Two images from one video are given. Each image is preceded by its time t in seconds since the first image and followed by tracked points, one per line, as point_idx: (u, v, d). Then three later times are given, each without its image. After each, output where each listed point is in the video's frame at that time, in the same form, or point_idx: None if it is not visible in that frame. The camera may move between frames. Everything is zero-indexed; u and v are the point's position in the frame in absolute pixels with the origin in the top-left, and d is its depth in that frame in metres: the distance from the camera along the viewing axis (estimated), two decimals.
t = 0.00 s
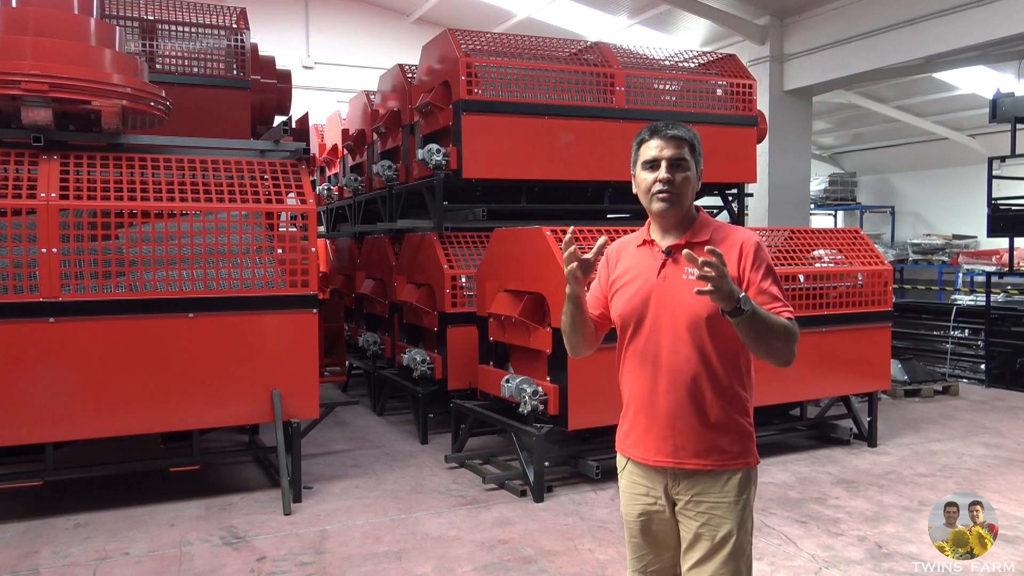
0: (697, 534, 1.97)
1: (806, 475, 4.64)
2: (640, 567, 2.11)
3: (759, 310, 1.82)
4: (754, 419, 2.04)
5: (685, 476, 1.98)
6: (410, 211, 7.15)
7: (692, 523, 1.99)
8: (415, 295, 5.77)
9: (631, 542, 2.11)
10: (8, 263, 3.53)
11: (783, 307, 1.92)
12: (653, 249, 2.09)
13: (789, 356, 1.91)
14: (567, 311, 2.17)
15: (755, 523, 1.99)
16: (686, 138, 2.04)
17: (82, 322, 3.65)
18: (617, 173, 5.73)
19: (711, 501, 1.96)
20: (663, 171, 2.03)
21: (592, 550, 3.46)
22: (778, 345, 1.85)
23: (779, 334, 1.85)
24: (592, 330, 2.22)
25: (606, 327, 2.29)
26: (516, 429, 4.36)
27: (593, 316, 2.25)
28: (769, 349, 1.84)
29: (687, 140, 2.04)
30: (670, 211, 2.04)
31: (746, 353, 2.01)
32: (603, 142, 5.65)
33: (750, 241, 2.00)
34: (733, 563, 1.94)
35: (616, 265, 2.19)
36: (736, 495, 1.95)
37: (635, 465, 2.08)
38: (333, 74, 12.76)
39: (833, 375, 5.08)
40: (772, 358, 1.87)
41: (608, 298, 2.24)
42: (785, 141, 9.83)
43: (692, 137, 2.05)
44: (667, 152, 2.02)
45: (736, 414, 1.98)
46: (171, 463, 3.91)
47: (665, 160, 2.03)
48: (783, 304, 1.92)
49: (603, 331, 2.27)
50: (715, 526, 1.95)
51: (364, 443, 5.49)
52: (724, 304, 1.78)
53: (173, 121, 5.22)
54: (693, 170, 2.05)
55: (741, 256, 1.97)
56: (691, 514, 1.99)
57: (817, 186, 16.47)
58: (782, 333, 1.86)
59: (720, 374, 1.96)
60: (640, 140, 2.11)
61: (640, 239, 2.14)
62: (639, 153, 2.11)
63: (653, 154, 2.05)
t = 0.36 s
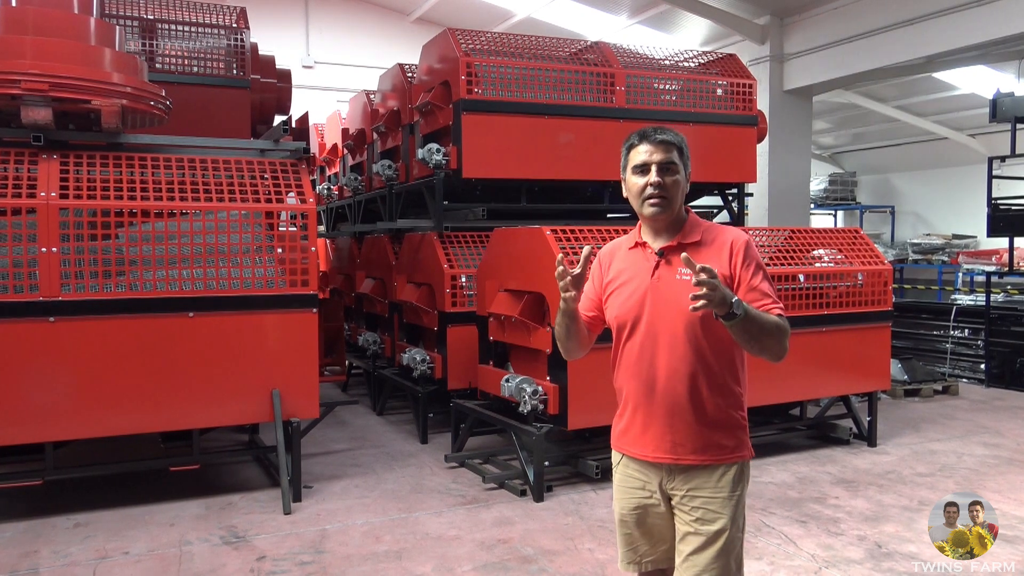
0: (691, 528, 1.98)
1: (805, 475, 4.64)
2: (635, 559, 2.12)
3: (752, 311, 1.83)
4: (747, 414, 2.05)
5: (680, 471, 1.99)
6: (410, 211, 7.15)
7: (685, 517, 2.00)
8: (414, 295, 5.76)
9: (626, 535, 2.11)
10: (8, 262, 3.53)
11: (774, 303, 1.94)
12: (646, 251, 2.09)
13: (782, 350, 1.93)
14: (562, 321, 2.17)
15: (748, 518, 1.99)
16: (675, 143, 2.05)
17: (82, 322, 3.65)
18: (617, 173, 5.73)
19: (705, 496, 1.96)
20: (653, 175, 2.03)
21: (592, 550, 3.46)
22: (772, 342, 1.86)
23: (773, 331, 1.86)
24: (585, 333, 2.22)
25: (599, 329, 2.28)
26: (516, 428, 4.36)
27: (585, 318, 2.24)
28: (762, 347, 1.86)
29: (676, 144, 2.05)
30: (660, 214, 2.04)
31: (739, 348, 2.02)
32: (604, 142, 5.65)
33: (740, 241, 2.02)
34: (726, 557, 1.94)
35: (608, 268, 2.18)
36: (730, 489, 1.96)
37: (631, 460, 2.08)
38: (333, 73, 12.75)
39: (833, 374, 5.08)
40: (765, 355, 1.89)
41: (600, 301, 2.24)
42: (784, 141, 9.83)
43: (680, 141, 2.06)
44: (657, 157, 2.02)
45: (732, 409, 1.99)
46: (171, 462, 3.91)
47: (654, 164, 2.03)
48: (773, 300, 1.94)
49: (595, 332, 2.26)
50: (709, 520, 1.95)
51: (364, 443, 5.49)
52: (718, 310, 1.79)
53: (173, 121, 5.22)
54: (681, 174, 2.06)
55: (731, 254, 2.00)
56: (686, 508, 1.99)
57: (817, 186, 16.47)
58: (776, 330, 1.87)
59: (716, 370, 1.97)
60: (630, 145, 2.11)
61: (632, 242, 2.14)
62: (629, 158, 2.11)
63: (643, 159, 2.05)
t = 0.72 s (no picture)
0: (692, 525, 1.98)
1: (806, 475, 4.64)
2: (636, 558, 2.12)
3: (751, 301, 1.83)
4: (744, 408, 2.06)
5: (681, 468, 1.99)
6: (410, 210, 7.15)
7: (686, 514, 2.00)
8: (415, 294, 5.76)
9: (626, 534, 2.11)
10: (10, 262, 3.53)
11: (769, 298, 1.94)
12: (640, 250, 2.09)
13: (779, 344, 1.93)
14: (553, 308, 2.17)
15: (749, 513, 2.00)
16: (669, 143, 2.05)
17: (83, 321, 3.65)
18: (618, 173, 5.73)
19: (706, 493, 1.97)
20: (647, 174, 2.03)
21: (593, 550, 3.46)
22: (770, 333, 1.87)
23: (771, 322, 1.87)
24: (572, 328, 2.23)
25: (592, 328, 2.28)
26: (517, 428, 4.36)
27: (575, 314, 2.24)
28: (761, 337, 1.86)
29: (670, 145, 2.05)
30: (654, 212, 2.04)
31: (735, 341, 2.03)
32: (605, 142, 5.65)
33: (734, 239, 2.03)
34: (728, 553, 1.95)
35: (603, 268, 2.18)
36: (731, 485, 1.96)
37: (630, 459, 2.08)
38: (334, 73, 12.75)
39: (834, 375, 5.08)
40: (763, 347, 1.89)
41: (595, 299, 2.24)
42: (785, 141, 9.83)
43: (674, 142, 2.07)
44: (651, 157, 2.03)
45: (730, 404, 2.00)
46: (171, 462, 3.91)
47: (648, 163, 2.03)
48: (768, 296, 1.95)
49: (582, 329, 2.28)
50: (711, 517, 1.96)
51: (364, 442, 5.49)
52: (718, 297, 1.79)
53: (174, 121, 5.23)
54: (675, 174, 2.06)
55: (725, 251, 2.00)
56: (686, 506, 1.99)
57: (818, 186, 16.46)
58: (774, 322, 1.88)
59: (714, 365, 1.98)
60: (625, 145, 2.11)
61: (626, 242, 2.14)
62: (623, 158, 2.11)
63: (637, 158, 2.05)
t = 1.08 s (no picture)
0: (688, 525, 1.98)
1: (807, 475, 4.64)
2: (633, 557, 2.12)
3: (753, 300, 1.83)
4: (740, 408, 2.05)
5: (676, 467, 1.99)
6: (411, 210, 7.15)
7: (682, 514, 2.00)
8: (416, 294, 5.76)
9: (623, 533, 2.11)
10: (11, 262, 3.53)
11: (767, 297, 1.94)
12: (638, 250, 2.10)
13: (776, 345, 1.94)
14: (542, 306, 2.15)
15: (744, 514, 2.00)
16: (669, 144, 2.05)
17: (83, 321, 3.66)
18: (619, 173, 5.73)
19: (701, 492, 1.96)
20: (646, 175, 2.03)
21: (593, 550, 3.46)
22: (768, 333, 1.87)
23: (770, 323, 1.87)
24: (570, 327, 2.22)
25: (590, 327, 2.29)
26: (517, 428, 4.36)
27: (573, 313, 2.25)
28: (758, 337, 1.87)
29: (670, 146, 2.05)
30: (652, 214, 2.05)
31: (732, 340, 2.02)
32: (605, 143, 5.65)
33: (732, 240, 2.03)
34: (723, 553, 1.94)
35: (600, 267, 2.18)
36: (726, 485, 1.96)
37: (626, 458, 2.08)
38: (334, 73, 12.76)
39: (835, 375, 5.08)
40: (760, 346, 1.90)
41: (594, 298, 2.24)
42: (786, 141, 9.82)
43: (674, 143, 2.06)
44: (651, 158, 2.03)
45: (725, 403, 1.99)
46: (172, 462, 3.91)
47: (647, 164, 2.04)
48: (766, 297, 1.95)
49: (582, 328, 2.27)
50: (706, 517, 1.95)
51: (365, 442, 5.49)
52: (719, 293, 1.80)
53: (175, 121, 5.23)
54: (674, 175, 2.06)
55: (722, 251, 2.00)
56: (682, 506, 1.99)
57: (818, 186, 16.45)
58: (773, 323, 1.88)
59: (709, 364, 1.97)
60: (624, 145, 2.11)
61: (624, 241, 2.14)
62: (623, 158, 2.11)
63: (636, 159, 2.05)
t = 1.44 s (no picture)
0: (684, 527, 1.98)
1: (807, 475, 4.64)
2: (631, 558, 2.12)
3: (752, 308, 1.84)
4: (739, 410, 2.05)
5: (673, 469, 1.99)
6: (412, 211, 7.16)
7: (679, 516, 2.00)
8: (417, 295, 5.76)
9: (621, 534, 2.12)
10: (12, 262, 3.53)
11: (766, 299, 1.94)
12: (637, 252, 2.09)
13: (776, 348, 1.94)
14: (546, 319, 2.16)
15: (741, 516, 1.99)
16: (667, 145, 2.05)
17: (84, 321, 3.66)
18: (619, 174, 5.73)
19: (697, 495, 1.96)
20: (645, 177, 2.03)
21: (594, 550, 3.46)
22: (768, 339, 1.88)
23: (770, 330, 1.88)
24: (572, 333, 2.22)
25: (590, 329, 2.29)
26: (518, 429, 4.36)
27: (574, 318, 2.25)
28: (758, 343, 1.87)
29: (668, 147, 2.05)
30: (651, 216, 2.05)
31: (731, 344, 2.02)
32: (605, 143, 5.64)
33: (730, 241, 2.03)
34: (719, 556, 1.94)
35: (599, 270, 2.18)
36: (723, 487, 1.96)
37: (624, 459, 2.08)
38: (334, 73, 12.75)
39: (835, 375, 5.08)
40: (760, 351, 1.90)
41: (593, 301, 2.24)
42: (786, 141, 9.82)
43: (672, 144, 2.06)
44: (649, 160, 2.03)
45: (723, 406, 1.99)
46: (173, 462, 3.91)
47: (646, 166, 2.03)
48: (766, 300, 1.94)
49: (584, 333, 2.27)
50: (702, 519, 1.95)
51: (366, 443, 5.49)
52: (719, 303, 1.80)
53: (176, 122, 5.23)
54: (672, 176, 2.06)
55: (722, 253, 2.00)
56: (679, 508, 1.99)
57: (819, 187, 16.45)
58: (773, 329, 1.88)
59: (707, 368, 1.97)
60: (622, 147, 2.11)
61: (624, 243, 2.14)
62: (621, 160, 2.11)
63: (634, 161, 2.05)
